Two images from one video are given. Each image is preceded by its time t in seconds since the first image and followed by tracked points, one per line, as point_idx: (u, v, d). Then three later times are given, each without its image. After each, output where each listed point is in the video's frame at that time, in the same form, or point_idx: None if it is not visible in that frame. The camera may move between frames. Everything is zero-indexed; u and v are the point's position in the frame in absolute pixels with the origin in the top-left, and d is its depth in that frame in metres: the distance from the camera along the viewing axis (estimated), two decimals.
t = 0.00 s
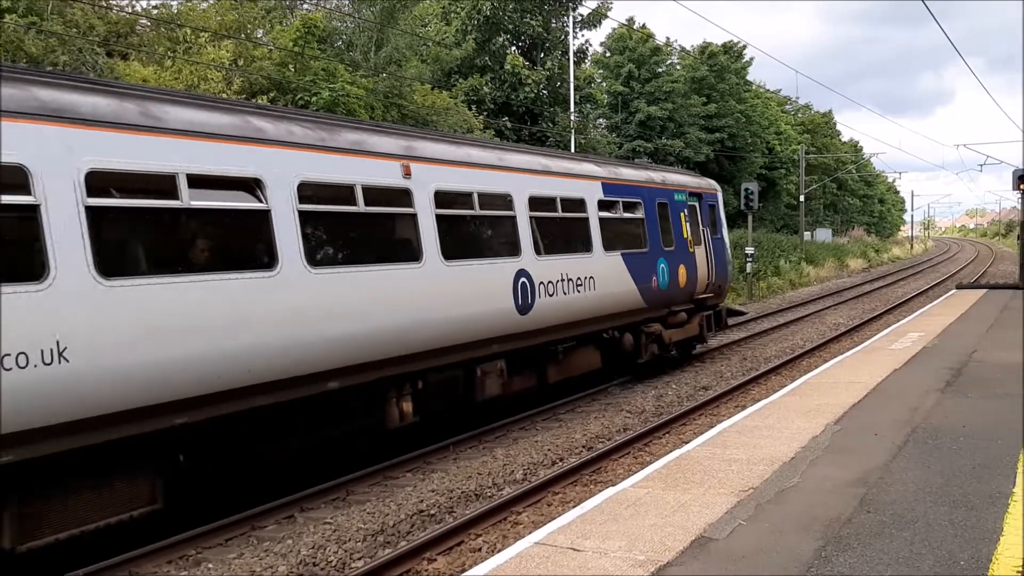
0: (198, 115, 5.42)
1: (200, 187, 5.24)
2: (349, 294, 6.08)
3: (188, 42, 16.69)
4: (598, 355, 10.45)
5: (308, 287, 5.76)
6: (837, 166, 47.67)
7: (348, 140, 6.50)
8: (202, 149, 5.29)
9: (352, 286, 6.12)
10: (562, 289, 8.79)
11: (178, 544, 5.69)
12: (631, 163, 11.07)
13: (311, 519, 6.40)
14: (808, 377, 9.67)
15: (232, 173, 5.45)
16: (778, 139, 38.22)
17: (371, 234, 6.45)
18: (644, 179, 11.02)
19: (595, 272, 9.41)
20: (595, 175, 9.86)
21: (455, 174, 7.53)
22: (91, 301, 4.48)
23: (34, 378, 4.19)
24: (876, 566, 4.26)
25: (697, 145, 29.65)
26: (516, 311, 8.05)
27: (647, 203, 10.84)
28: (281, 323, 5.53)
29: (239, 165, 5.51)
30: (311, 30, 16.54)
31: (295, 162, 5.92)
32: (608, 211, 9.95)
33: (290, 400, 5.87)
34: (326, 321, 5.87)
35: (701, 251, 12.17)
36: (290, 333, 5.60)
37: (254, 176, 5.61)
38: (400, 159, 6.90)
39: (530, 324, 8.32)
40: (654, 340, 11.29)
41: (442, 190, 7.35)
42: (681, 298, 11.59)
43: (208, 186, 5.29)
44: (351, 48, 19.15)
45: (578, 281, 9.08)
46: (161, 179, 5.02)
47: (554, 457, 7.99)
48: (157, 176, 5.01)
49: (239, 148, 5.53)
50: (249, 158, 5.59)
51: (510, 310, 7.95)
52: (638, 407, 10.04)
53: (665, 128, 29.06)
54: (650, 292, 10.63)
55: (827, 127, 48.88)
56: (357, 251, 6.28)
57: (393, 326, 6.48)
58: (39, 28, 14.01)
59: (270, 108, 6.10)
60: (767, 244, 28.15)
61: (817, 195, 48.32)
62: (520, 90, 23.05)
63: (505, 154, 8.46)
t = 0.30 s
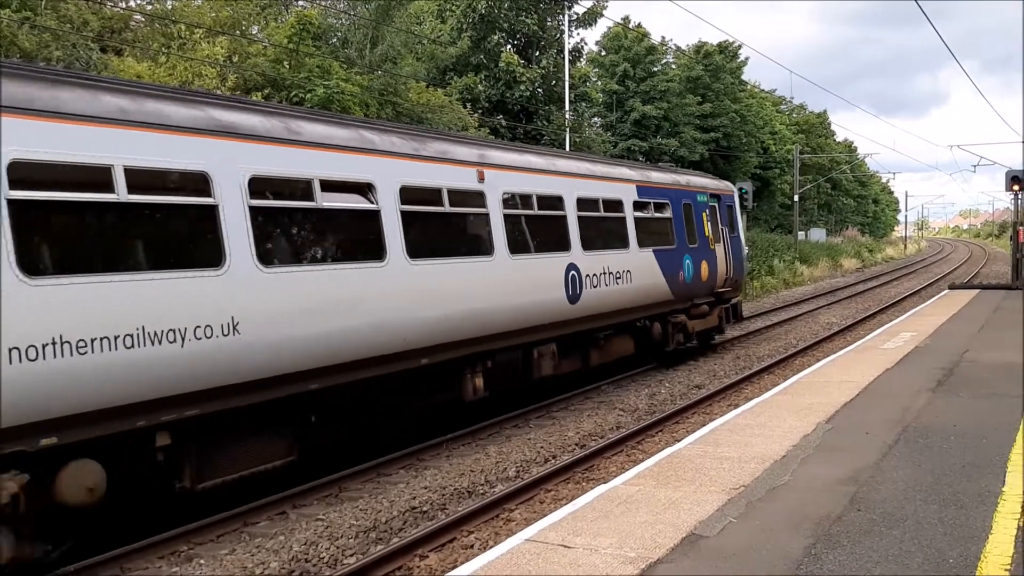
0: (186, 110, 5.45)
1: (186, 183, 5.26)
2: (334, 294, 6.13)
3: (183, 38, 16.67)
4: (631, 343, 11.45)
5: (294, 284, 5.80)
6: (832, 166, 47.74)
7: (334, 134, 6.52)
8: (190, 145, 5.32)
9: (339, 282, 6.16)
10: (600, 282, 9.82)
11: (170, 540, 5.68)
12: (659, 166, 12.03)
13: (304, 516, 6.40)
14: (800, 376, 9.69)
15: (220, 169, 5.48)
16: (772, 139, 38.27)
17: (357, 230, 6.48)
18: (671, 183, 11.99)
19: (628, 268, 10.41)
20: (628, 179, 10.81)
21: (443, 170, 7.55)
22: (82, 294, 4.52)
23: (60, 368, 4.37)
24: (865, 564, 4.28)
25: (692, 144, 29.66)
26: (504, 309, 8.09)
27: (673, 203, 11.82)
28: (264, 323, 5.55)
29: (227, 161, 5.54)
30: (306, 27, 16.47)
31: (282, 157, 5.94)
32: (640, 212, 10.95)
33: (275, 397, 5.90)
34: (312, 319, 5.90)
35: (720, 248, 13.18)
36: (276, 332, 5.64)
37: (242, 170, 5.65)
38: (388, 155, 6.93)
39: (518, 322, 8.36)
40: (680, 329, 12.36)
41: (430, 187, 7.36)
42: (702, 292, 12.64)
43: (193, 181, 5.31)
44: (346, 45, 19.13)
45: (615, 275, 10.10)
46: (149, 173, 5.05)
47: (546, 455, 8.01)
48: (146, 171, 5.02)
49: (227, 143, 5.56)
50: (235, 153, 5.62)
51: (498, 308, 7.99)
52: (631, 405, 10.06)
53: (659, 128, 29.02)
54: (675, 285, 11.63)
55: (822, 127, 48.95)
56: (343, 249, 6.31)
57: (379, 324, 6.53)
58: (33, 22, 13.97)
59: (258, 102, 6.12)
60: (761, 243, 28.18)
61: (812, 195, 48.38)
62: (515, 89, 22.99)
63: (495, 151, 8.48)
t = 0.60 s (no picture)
0: (162, 99, 5.43)
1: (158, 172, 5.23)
2: (315, 286, 6.12)
3: (173, 28, 16.63)
4: (657, 329, 12.52)
5: (272, 277, 5.79)
6: (823, 162, 47.83)
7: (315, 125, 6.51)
8: (166, 135, 5.31)
9: (319, 274, 6.17)
10: (631, 271, 10.90)
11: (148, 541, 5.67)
12: (679, 166, 13.04)
13: (291, 508, 6.40)
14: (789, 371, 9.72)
15: (196, 158, 5.47)
16: (764, 135, 38.33)
17: (338, 221, 6.49)
18: (690, 183, 13.03)
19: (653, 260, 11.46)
20: (653, 178, 11.80)
21: (425, 162, 7.55)
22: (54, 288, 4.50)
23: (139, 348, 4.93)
24: (849, 558, 4.31)
25: (684, 139, 29.67)
26: (487, 303, 8.10)
27: (692, 201, 12.85)
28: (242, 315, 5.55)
29: (203, 150, 5.53)
30: (297, 18, 16.42)
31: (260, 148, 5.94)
32: (664, 208, 12.01)
33: (253, 391, 5.90)
34: (291, 311, 5.90)
35: (734, 243, 14.24)
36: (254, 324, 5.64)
37: (220, 161, 5.64)
38: (369, 146, 6.92)
39: (501, 316, 8.37)
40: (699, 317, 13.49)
41: (418, 180, 7.44)
42: (719, 283, 13.71)
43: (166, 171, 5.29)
44: (338, 36, 19.09)
45: (644, 266, 11.22)
46: (120, 163, 5.03)
47: (535, 448, 8.02)
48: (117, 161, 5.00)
49: (202, 133, 5.54)
50: (212, 143, 5.60)
51: (481, 302, 8.00)
52: (620, 399, 10.08)
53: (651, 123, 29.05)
54: (696, 275, 12.71)
55: (813, 124, 49.05)
56: (324, 242, 6.31)
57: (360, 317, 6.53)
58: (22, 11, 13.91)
59: (239, 92, 6.10)
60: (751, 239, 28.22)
61: (803, 191, 48.47)
62: (506, 82, 22.86)
63: (482, 145, 8.56)
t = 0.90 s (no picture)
0: (143, 92, 5.40)
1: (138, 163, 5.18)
2: (298, 281, 6.11)
3: (162, 22, 16.57)
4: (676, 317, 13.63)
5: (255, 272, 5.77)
6: (812, 159, 47.96)
7: (295, 119, 6.48)
8: (160, 129, 5.36)
9: (304, 269, 6.17)
10: (658, 264, 12.00)
11: (129, 539, 5.66)
12: (695, 166, 14.09)
13: (279, 504, 6.39)
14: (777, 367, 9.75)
15: (174, 151, 5.43)
16: (754, 131, 38.40)
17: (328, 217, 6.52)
18: (706, 182, 14.08)
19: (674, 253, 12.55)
20: (674, 177, 12.78)
21: (410, 156, 7.52)
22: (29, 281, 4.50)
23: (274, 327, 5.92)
24: (833, 554, 4.33)
25: (674, 135, 29.69)
26: (472, 299, 8.10)
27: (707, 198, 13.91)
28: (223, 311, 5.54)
29: (196, 144, 5.57)
30: (287, 13, 16.39)
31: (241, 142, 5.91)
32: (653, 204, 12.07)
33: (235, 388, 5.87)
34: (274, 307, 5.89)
35: (745, 237, 15.28)
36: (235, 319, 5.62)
37: (212, 157, 5.67)
38: (352, 140, 6.89)
39: (486, 313, 8.38)
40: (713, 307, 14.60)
41: (411, 175, 7.51)
42: (731, 274, 14.75)
43: (144, 164, 5.24)
44: (327, 31, 19.04)
45: (668, 258, 12.32)
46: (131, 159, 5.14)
47: (524, 444, 8.03)
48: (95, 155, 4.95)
49: (182, 126, 5.50)
50: (192, 136, 5.56)
51: (466, 298, 7.99)
52: (609, 395, 10.10)
53: (641, 119, 29.06)
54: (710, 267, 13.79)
55: (803, 121, 49.17)
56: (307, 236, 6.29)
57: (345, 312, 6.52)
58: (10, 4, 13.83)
59: (218, 86, 6.08)
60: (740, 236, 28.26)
61: (793, 188, 48.58)
62: (496, 77, 23.03)
63: (473, 140, 8.65)
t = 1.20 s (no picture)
0: (143, 91, 5.48)
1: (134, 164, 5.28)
2: (287, 283, 6.15)
3: (158, 19, 16.55)
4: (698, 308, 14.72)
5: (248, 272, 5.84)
6: (808, 158, 48.02)
7: (293, 116, 6.53)
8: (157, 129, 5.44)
9: (298, 266, 6.22)
10: (682, 259, 13.13)
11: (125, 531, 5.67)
12: (712, 169, 15.14)
13: (274, 501, 6.40)
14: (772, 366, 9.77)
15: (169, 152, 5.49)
16: (750, 130, 38.46)
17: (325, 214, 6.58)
18: (726, 184, 15.25)
19: (697, 249, 13.67)
20: (694, 179, 13.86)
21: (403, 155, 7.55)
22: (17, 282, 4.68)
23: (391, 305, 7.14)
24: (825, 552, 4.35)
25: (670, 134, 29.69)
26: (464, 298, 8.11)
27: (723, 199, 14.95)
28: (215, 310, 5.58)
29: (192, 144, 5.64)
30: (283, 11, 16.40)
31: (243, 139, 5.99)
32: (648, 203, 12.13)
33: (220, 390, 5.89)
34: (264, 306, 5.91)
35: (757, 236, 16.32)
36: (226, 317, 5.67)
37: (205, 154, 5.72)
38: (347, 139, 6.93)
39: (479, 312, 8.41)
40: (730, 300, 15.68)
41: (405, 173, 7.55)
42: (746, 270, 15.93)
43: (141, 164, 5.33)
44: (324, 29, 19.03)
45: (690, 254, 13.44)
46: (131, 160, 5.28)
47: (519, 442, 8.05)
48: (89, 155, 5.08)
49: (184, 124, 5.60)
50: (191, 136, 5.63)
51: (459, 297, 8.01)
52: (604, 394, 10.11)
53: (638, 118, 29.05)
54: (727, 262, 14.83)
55: (800, 120, 49.24)
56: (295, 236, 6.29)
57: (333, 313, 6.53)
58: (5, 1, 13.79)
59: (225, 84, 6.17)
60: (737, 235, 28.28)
61: (789, 187, 48.61)
62: (493, 76, 22.99)
63: (469, 138, 8.69)
